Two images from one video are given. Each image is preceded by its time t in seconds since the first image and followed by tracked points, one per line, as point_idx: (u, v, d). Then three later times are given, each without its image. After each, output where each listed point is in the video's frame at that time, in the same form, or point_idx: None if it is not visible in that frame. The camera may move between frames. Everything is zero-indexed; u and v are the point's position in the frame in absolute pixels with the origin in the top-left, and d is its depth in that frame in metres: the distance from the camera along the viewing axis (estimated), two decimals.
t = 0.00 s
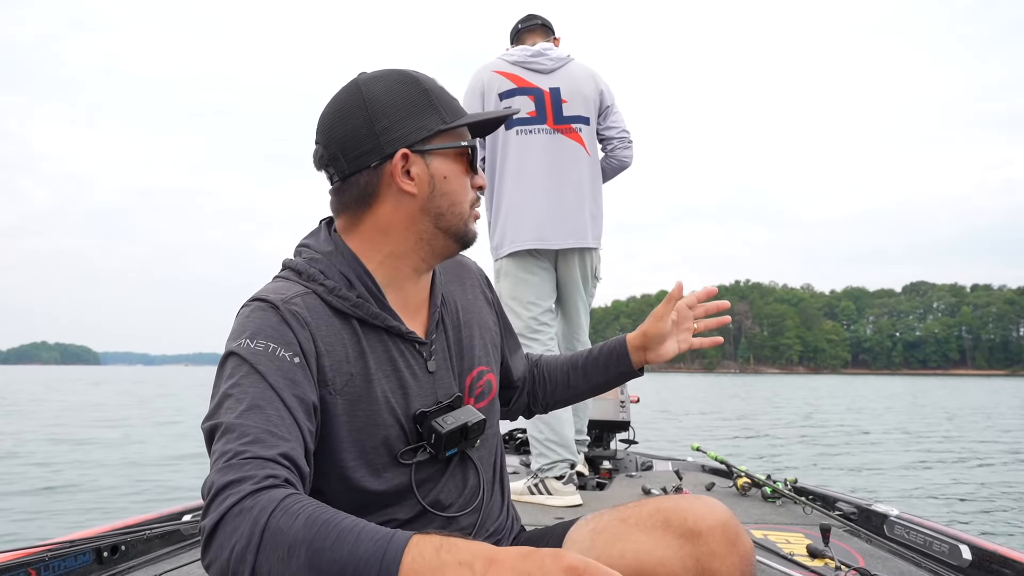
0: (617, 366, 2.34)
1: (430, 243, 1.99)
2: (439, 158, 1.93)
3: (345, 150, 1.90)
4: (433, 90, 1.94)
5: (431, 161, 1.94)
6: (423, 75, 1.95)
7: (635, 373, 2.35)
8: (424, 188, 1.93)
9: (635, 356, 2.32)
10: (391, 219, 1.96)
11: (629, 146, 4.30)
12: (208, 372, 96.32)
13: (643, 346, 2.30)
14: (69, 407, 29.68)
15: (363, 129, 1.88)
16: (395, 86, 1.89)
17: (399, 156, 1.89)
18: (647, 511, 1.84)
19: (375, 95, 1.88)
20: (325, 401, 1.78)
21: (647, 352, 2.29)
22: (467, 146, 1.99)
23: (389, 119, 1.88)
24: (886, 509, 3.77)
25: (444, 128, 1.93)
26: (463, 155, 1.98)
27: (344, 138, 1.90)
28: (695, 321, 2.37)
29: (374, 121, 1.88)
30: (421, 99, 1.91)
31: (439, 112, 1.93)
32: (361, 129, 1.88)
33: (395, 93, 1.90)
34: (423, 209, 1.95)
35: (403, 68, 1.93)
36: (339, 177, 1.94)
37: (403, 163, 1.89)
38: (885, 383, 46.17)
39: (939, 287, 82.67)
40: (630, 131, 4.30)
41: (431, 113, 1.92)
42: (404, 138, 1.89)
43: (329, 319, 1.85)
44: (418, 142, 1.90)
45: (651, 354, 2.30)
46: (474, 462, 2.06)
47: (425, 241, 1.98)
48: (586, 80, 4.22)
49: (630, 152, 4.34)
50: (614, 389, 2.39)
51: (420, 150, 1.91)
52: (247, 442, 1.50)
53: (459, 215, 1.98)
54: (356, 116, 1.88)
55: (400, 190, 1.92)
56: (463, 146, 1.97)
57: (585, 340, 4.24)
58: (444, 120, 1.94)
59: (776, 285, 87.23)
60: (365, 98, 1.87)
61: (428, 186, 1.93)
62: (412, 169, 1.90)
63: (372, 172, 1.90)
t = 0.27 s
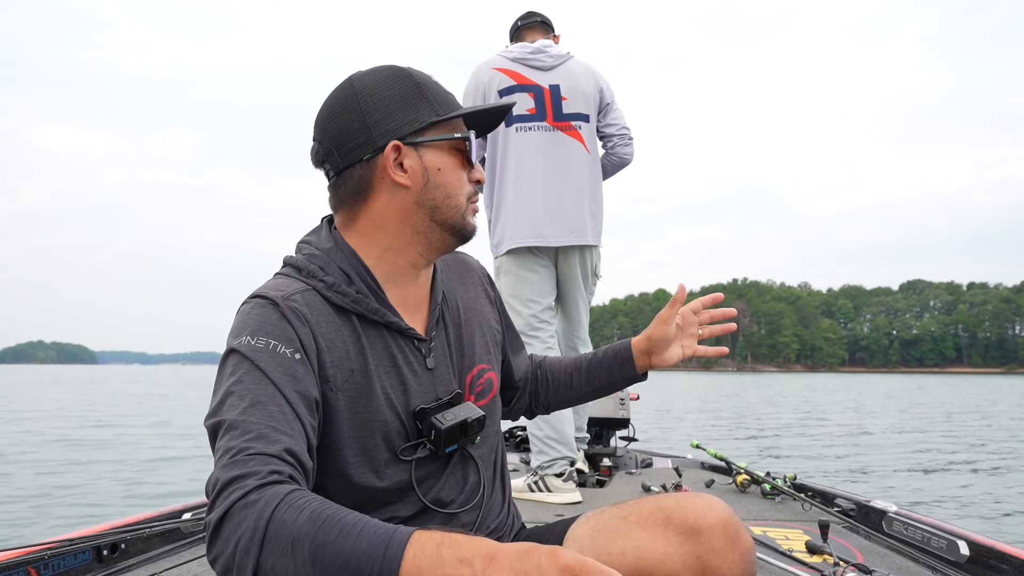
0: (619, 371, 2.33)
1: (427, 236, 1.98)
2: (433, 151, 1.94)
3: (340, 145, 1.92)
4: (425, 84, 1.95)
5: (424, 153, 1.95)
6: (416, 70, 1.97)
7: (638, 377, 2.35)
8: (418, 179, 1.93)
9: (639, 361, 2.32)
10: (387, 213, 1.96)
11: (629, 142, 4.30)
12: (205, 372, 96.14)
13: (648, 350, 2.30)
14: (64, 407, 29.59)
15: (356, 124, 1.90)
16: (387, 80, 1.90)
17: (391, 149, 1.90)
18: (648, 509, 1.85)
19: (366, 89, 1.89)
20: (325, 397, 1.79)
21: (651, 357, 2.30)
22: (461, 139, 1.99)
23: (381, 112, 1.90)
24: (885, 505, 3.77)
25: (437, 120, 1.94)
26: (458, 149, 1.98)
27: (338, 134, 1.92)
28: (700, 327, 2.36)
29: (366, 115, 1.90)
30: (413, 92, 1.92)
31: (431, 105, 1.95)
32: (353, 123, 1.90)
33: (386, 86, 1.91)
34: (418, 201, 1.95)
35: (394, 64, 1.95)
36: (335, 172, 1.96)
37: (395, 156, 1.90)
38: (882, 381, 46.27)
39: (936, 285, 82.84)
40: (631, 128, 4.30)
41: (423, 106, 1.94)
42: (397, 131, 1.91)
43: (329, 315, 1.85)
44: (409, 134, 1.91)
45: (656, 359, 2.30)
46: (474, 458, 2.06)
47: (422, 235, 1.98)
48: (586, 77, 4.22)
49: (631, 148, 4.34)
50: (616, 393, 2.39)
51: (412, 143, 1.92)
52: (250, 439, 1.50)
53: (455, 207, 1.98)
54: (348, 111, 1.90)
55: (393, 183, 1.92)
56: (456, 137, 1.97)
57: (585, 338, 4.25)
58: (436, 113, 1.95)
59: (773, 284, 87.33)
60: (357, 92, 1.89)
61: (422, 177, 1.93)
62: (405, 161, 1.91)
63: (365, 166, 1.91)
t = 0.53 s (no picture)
0: (621, 378, 2.33)
1: (431, 233, 1.98)
2: (434, 148, 1.94)
3: (341, 144, 1.92)
4: (426, 81, 1.96)
5: (426, 150, 1.95)
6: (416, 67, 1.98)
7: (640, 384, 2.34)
8: (420, 176, 1.93)
9: (641, 367, 2.31)
10: (390, 211, 1.96)
11: (634, 139, 4.28)
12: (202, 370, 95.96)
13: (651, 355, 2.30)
14: (59, 405, 29.52)
15: (356, 123, 1.90)
16: (387, 79, 1.91)
17: (393, 146, 1.90)
18: (649, 509, 1.84)
19: (366, 87, 1.90)
20: (330, 393, 1.78)
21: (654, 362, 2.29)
22: (464, 135, 1.99)
23: (381, 110, 1.90)
24: (885, 503, 3.78)
25: (438, 117, 1.94)
26: (461, 144, 1.98)
27: (340, 133, 1.93)
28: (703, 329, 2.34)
29: (367, 114, 1.90)
30: (413, 90, 1.93)
31: (433, 102, 1.95)
32: (354, 122, 1.90)
33: (386, 84, 1.92)
34: (421, 199, 1.95)
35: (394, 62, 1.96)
36: (338, 171, 1.96)
37: (396, 153, 1.90)
38: (878, 378, 46.35)
39: (931, 283, 83.02)
40: (635, 124, 4.28)
41: (425, 103, 1.94)
42: (397, 129, 1.91)
43: (334, 313, 1.85)
44: (410, 131, 1.91)
45: (659, 364, 2.29)
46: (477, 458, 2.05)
47: (426, 231, 1.97)
48: (587, 75, 4.20)
49: (636, 144, 4.32)
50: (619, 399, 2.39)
51: (413, 140, 1.91)
52: (256, 435, 1.50)
53: (460, 204, 1.97)
54: (349, 111, 1.90)
55: (395, 180, 1.92)
56: (459, 133, 1.97)
57: (585, 337, 4.25)
58: (438, 110, 1.95)
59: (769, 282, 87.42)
60: (357, 92, 1.90)
61: (424, 175, 1.93)
62: (406, 159, 1.91)
63: (367, 164, 1.91)
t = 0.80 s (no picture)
0: (617, 368, 2.34)
1: (437, 235, 1.98)
2: (440, 150, 1.94)
3: (347, 148, 1.92)
4: (432, 82, 1.95)
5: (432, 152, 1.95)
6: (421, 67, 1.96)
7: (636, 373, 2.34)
8: (426, 179, 1.92)
9: (637, 355, 2.32)
10: (395, 214, 1.96)
11: (642, 133, 4.28)
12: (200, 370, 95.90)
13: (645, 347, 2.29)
14: (57, 404, 29.51)
15: (362, 126, 1.90)
16: (392, 81, 1.90)
17: (398, 150, 1.89)
18: (649, 509, 1.84)
19: (371, 90, 1.89)
20: (332, 394, 1.79)
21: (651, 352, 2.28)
22: (469, 136, 1.99)
23: (387, 113, 1.89)
24: (885, 503, 3.78)
25: (444, 118, 1.94)
26: (466, 145, 1.98)
27: (345, 135, 1.92)
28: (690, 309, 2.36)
29: (372, 116, 1.89)
30: (419, 91, 1.92)
31: (438, 104, 1.94)
32: (360, 125, 1.90)
33: (391, 86, 1.90)
34: (427, 202, 1.95)
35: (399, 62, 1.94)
36: (343, 175, 1.96)
37: (402, 156, 1.90)
38: (875, 377, 46.37)
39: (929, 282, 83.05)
40: (642, 118, 4.28)
41: (430, 105, 1.93)
42: (403, 132, 1.90)
43: (338, 314, 1.84)
44: (416, 134, 1.91)
45: (653, 352, 2.28)
46: (478, 461, 2.05)
47: (431, 234, 1.98)
48: (589, 75, 4.20)
49: (644, 139, 4.31)
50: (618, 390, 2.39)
51: (419, 143, 1.91)
52: (258, 434, 1.50)
53: (466, 207, 1.98)
54: (354, 115, 1.90)
55: (401, 184, 1.92)
56: (464, 135, 1.97)
57: (585, 337, 4.25)
58: (443, 111, 1.95)
59: (767, 281, 87.54)
60: (362, 94, 1.89)
61: (430, 178, 1.93)
62: (412, 162, 1.91)
63: (373, 167, 1.91)
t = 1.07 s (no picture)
0: (609, 344, 2.34)
1: (432, 248, 1.95)
2: (441, 168, 1.87)
3: (346, 157, 1.89)
4: (440, 97, 1.87)
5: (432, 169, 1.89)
6: (433, 78, 1.88)
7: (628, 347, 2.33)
8: (422, 197, 1.88)
9: (626, 336, 2.30)
10: (390, 226, 1.93)
11: (638, 134, 4.27)
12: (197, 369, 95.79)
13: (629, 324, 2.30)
14: (54, 402, 29.55)
15: (361, 137, 1.86)
16: (395, 94, 1.84)
17: (395, 167, 1.85)
18: (648, 508, 1.84)
19: (376, 101, 1.84)
20: (327, 393, 1.79)
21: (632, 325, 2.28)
22: (472, 156, 1.92)
23: (389, 128, 1.84)
24: (883, 503, 3.78)
25: (447, 137, 1.87)
26: (470, 164, 1.91)
27: (346, 142, 1.89)
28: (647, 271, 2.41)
29: (373, 130, 1.85)
30: (424, 106, 1.86)
31: (444, 123, 1.87)
32: (361, 136, 1.86)
33: (397, 98, 1.84)
34: (423, 217, 1.91)
35: (411, 71, 1.87)
36: (342, 180, 1.94)
37: (399, 173, 1.86)
38: (872, 376, 46.41)
39: (925, 281, 83.10)
40: (639, 119, 4.28)
41: (435, 123, 1.86)
42: (404, 148, 1.85)
43: (332, 314, 1.85)
44: (416, 153, 1.85)
45: (636, 326, 2.28)
46: (475, 460, 2.05)
47: (426, 247, 1.95)
48: (588, 74, 4.20)
49: (640, 140, 4.30)
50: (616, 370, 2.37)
51: (418, 161, 1.86)
52: (254, 434, 1.50)
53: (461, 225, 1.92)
54: (355, 125, 1.86)
55: (396, 201, 1.89)
56: (467, 155, 1.90)
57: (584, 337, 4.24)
58: (447, 130, 1.87)
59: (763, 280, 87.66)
60: (366, 104, 1.84)
61: (426, 195, 1.88)
62: (409, 179, 1.86)
63: (370, 181, 1.88)
